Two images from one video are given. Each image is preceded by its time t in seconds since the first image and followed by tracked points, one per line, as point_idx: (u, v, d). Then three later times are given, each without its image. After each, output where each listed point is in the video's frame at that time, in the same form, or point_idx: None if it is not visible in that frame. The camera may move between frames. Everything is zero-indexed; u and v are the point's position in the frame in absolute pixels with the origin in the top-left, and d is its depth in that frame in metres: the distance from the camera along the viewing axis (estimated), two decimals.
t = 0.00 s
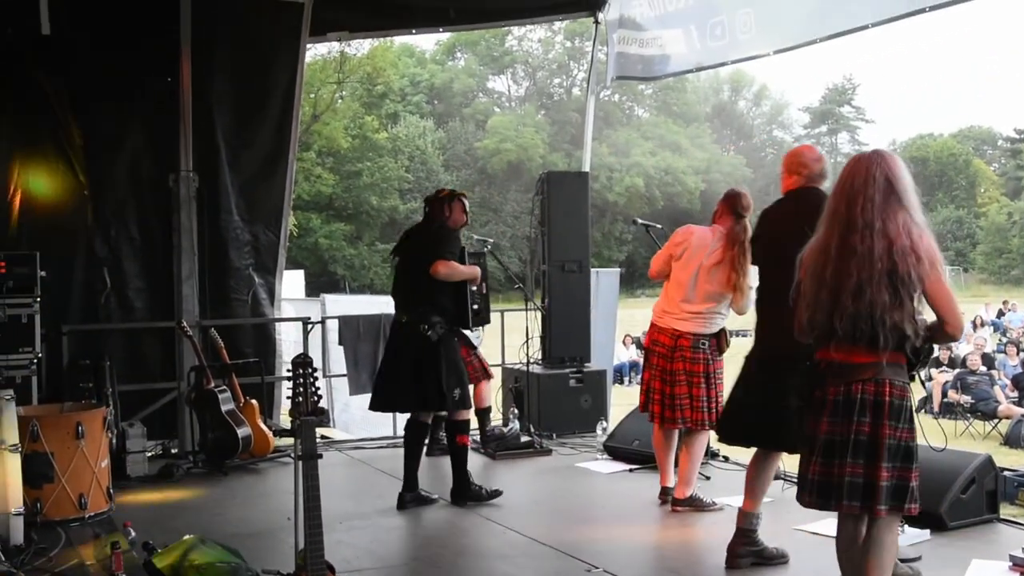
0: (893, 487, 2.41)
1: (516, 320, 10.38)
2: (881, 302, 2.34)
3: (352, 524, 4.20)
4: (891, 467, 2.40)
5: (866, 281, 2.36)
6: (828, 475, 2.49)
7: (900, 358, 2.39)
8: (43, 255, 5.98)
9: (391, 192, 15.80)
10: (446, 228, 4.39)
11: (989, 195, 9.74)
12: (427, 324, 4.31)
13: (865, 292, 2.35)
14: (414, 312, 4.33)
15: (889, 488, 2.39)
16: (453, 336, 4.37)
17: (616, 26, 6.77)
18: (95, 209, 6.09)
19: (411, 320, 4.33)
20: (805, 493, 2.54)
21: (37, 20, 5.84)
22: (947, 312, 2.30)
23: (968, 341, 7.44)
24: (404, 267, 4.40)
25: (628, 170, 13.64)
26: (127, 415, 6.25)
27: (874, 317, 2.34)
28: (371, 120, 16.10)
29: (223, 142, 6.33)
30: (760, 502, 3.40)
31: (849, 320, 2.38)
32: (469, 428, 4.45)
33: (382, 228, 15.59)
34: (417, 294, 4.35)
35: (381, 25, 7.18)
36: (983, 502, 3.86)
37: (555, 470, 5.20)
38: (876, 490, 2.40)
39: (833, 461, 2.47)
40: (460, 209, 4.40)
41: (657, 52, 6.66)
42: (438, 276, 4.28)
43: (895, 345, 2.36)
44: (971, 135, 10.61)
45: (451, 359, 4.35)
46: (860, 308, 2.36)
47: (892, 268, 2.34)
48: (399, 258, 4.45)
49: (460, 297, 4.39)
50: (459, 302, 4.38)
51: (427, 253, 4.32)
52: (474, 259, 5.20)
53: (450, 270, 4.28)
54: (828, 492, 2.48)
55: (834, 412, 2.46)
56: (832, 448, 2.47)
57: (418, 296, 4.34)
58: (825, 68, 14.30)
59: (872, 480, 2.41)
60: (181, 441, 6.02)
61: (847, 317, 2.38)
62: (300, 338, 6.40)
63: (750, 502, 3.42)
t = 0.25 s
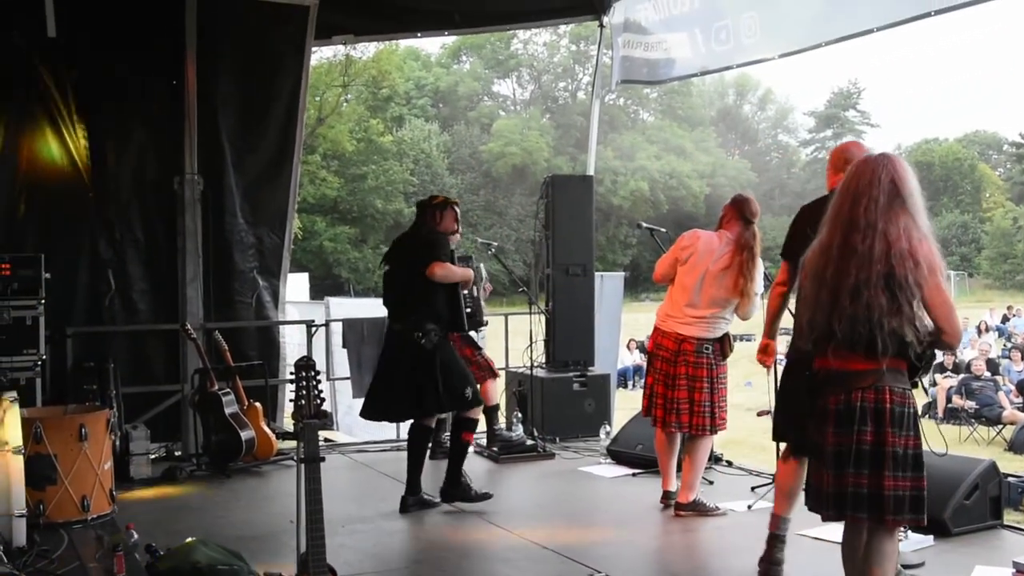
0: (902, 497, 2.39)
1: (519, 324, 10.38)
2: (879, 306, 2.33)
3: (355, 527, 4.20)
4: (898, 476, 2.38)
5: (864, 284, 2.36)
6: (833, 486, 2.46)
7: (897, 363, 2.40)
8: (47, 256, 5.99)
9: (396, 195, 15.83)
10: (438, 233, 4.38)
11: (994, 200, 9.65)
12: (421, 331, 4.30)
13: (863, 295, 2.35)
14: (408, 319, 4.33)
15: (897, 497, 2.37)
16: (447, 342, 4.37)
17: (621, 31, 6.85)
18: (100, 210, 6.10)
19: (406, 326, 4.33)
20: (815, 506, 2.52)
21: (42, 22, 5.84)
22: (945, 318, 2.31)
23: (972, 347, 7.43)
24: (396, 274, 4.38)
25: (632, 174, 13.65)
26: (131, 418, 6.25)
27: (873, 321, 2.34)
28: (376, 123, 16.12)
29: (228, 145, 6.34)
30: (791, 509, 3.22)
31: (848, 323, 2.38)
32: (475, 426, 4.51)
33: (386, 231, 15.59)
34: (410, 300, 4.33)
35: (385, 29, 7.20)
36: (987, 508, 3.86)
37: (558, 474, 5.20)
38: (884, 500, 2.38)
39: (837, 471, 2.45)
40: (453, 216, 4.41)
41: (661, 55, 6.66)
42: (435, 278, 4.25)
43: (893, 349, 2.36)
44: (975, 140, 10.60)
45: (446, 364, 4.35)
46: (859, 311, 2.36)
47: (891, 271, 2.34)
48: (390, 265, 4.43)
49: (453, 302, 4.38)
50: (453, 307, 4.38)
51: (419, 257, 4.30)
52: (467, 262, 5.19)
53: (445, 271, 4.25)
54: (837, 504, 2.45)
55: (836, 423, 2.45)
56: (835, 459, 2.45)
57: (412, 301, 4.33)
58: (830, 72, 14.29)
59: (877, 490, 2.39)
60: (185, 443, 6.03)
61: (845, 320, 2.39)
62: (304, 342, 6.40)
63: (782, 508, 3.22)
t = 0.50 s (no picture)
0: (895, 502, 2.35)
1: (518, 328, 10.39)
2: (869, 309, 2.31)
3: (352, 531, 4.20)
4: (893, 480, 2.35)
5: (855, 287, 2.34)
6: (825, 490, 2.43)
7: (890, 369, 2.37)
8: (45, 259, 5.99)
9: (395, 198, 15.84)
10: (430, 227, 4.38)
11: (994, 205, 9.67)
12: (415, 327, 4.31)
13: (854, 299, 2.33)
14: (402, 316, 4.33)
15: (890, 502, 2.34)
16: (443, 336, 4.38)
17: (620, 34, 6.89)
18: (98, 213, 6.09)
19: (399, 322, 4.33)
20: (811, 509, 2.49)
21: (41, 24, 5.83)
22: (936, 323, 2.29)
23: (971, 351, 7.43)
24: (391, 270, 4.38)
25: (632, 178, 13.65)
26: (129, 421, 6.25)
27: (863, 325, 2.32)
28: (375, 126, 16.11)
29: (227, 148, 6.34)
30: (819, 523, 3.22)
31: (837, 327, 2.36)
32: (455, 434, 4.46)
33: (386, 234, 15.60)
34: (405, 296, 4.34)
35: (384, 32, 7.19)
36: (984, 513, 3.86)
37: (556, 478, 5.20)
38: (877, 504, 2.34)
39: (830, 475, 2.41)
40: (439, 207, 4.41)
41: (660, 59, 6.66)
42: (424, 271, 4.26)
43: (883, 354, 2.33)
44: (974, 145, 10.62)
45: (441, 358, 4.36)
46: (850, 315, 2.34)
47: (881, 275, 2.32)
48: (385, 261, 4.43)
49: (447, 297, 4.41)
50: (448, 300, 4.41)
51: (411, 253, 4.30)
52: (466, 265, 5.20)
53: (438, 265, 4.26)
54: (831, 511, 2.42)
55: (829, 427, 2.42)
56: (828, 463, 2.42)
57: (406, 297, 4.34)
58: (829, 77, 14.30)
59: (870, 494, 2.36)
60: (183, 446, 6.02)
61: (835, 324, 2.36)
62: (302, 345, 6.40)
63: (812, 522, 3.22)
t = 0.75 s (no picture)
0: (895, 512, 2.33)
1: (514, 333, 10.40)
2: (852, 320, 2.27)
3: (349, 537, 4.19)
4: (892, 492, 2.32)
5: (838, 297, 2.29)
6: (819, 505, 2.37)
7: (881, 378, 2.33)
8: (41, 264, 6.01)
9: (392, 204, 15.86)
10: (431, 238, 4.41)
11: (991, 210, 9.72)
12: (415, 337, 4.30)
13: (837, 310, 2.29)
14: (403, 324, 4.33)
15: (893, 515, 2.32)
16: (442, 347, 4.36)
17: (616, 39, 6.90)
18: (93, 219, 6.09)
19: (400, 331, 4.33)
20: (796, 525, 2.43)
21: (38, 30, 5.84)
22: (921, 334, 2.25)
23: (967, 356, 7.44)
24: (393, 279, 4.40)
25: (628, 183, 13.66)
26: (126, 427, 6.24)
27: (846, 336, 2.28)
28: (371, 131, 16.09)
29: (223, 155, 6.33)
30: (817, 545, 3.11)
31: (820, 338, 2.31)
32: (448, 449, 4.39)
33: (382, 240, 15.63)
34: (406, 307, 4.34)
35: (380, 37, 7.18)
36: (981, 518, 3.86)
37: (553, 484, 5.20)
38: (878, 517, 2.31)
39: (824, 490, 2.36)
40: (444, 221, 4.47)
41: (656, 65, 6.68)
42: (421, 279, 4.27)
43: (867, 365, 2.29)
44: (970, 150, 10.65)
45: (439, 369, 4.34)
46: (832, 326, 2.29)
47: (864, 286, 2.28)
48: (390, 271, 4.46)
49: (446, 310, 4.41)
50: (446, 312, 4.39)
51: (410, 261, 4.33)
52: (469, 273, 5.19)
53: (434, 272, 4.28)
54: (820, 523, 2.36)
55: (823, 441, 2.37)
56: (821, 478, 2.37)
57: (406, 306, 4.34)
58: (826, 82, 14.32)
59: (871, 508, 2.33)
60: (178, 453, 6.01)
61: (818, 335, 2.32)
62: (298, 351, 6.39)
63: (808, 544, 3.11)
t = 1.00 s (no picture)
0: (903, 517, 2.33)
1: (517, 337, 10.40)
2: (850, 331, 2.28)
3: (351, 541, 4.18)
4: (898, 497, 2.32)
5: (836, 307, 2.30)
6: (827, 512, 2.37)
7: (885, 384, 2.33)
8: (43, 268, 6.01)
9: (394, 208, 15.89)
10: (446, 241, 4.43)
11: (993, 213, 9.71)
12: (422, 338, 4.30)
13: (835, 321, 2.30)
14: (411, 324, 4.33)
15: (899, 520, 2.31)
16: (451, 350, 4.37)
17: (618, 44, 6.89)
18: (95, 224, 6.09)
19: (408, 332, 4.34)
20: (806, 533, 2.43)
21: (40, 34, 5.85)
22: (921, 341, 2.26)
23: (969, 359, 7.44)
24: (403, 279, 4.41)
25: (630, 187, 13.70)
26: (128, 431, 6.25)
27: (846, 346, 2.29)
28: (374, 136, 16.13)
29: (224, 160, 6.34)
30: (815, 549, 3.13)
31: (819, 347, 2.33)
32: (448, 453, 4.36)
33: (384, 244, 15.71)
34: (415, 307, 4.35)
35: (381, 42, 7.17)
36: (983, 521, 3.85)
37: (555, 488, 5.20)
38: (885, 524, 2.31)
39: (832, 498, 2.36)
40: (457, 227, 4.46)
41: (658, 70, 6.68)
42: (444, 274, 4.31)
43: (867, 374, 2.31)
44: (972, 153, 10.62)
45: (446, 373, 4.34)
46: (831, 336, 2.30)
47: (861, 295, 2.28)
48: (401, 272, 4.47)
49: (455, 312, 4.40)
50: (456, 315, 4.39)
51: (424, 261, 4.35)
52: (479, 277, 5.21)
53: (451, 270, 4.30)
54: (829, 531, 2.36)
55: (829, 450, 2.37)
56: (829, 486, 2.37)
57: (415, 305, 4.34)
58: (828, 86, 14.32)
59: (878, 515, 2.32)
60: (180, 457, 6.01)
61: (817, 344, 2.33)
62: (300, 356, 6.39)
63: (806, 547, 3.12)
